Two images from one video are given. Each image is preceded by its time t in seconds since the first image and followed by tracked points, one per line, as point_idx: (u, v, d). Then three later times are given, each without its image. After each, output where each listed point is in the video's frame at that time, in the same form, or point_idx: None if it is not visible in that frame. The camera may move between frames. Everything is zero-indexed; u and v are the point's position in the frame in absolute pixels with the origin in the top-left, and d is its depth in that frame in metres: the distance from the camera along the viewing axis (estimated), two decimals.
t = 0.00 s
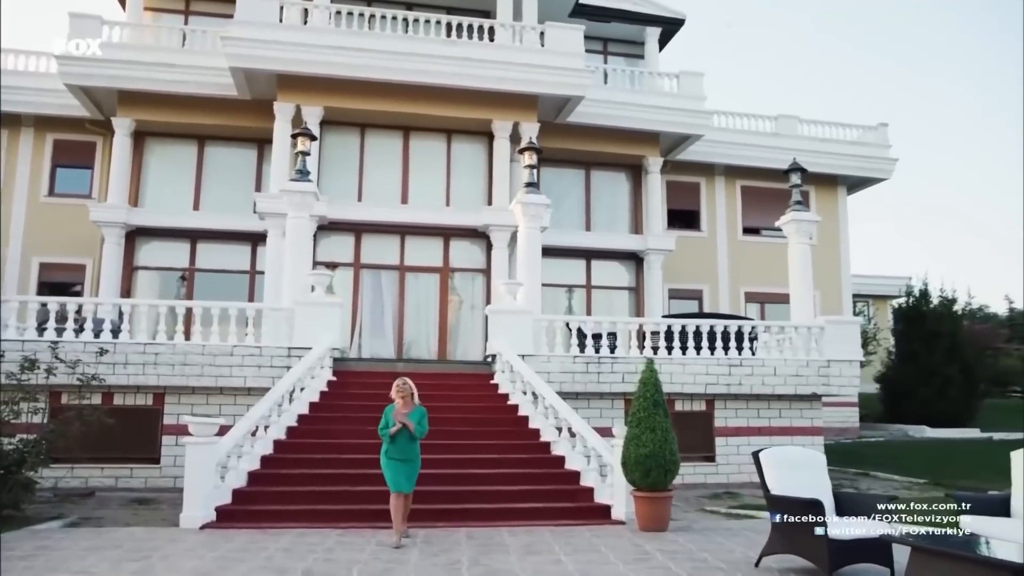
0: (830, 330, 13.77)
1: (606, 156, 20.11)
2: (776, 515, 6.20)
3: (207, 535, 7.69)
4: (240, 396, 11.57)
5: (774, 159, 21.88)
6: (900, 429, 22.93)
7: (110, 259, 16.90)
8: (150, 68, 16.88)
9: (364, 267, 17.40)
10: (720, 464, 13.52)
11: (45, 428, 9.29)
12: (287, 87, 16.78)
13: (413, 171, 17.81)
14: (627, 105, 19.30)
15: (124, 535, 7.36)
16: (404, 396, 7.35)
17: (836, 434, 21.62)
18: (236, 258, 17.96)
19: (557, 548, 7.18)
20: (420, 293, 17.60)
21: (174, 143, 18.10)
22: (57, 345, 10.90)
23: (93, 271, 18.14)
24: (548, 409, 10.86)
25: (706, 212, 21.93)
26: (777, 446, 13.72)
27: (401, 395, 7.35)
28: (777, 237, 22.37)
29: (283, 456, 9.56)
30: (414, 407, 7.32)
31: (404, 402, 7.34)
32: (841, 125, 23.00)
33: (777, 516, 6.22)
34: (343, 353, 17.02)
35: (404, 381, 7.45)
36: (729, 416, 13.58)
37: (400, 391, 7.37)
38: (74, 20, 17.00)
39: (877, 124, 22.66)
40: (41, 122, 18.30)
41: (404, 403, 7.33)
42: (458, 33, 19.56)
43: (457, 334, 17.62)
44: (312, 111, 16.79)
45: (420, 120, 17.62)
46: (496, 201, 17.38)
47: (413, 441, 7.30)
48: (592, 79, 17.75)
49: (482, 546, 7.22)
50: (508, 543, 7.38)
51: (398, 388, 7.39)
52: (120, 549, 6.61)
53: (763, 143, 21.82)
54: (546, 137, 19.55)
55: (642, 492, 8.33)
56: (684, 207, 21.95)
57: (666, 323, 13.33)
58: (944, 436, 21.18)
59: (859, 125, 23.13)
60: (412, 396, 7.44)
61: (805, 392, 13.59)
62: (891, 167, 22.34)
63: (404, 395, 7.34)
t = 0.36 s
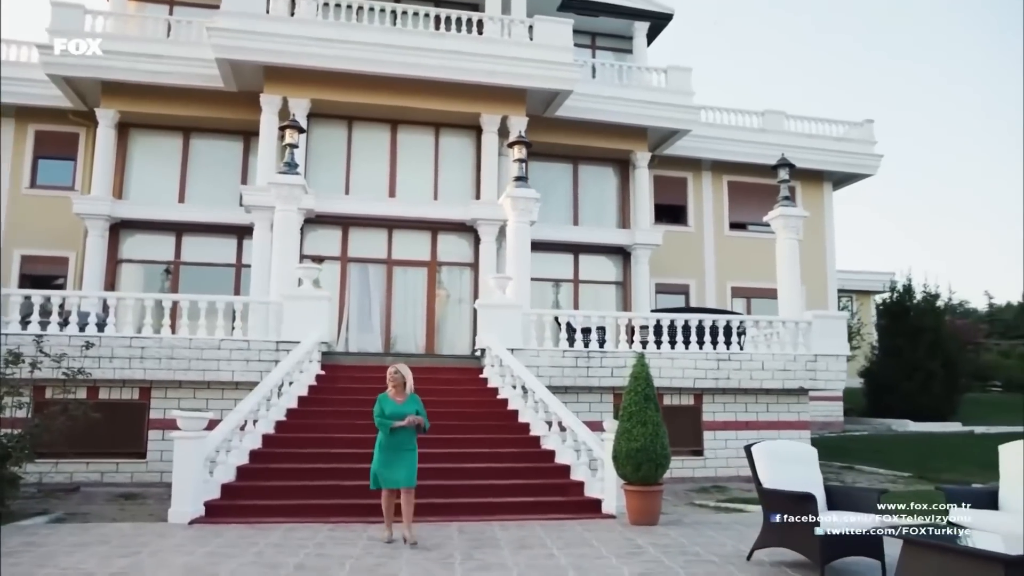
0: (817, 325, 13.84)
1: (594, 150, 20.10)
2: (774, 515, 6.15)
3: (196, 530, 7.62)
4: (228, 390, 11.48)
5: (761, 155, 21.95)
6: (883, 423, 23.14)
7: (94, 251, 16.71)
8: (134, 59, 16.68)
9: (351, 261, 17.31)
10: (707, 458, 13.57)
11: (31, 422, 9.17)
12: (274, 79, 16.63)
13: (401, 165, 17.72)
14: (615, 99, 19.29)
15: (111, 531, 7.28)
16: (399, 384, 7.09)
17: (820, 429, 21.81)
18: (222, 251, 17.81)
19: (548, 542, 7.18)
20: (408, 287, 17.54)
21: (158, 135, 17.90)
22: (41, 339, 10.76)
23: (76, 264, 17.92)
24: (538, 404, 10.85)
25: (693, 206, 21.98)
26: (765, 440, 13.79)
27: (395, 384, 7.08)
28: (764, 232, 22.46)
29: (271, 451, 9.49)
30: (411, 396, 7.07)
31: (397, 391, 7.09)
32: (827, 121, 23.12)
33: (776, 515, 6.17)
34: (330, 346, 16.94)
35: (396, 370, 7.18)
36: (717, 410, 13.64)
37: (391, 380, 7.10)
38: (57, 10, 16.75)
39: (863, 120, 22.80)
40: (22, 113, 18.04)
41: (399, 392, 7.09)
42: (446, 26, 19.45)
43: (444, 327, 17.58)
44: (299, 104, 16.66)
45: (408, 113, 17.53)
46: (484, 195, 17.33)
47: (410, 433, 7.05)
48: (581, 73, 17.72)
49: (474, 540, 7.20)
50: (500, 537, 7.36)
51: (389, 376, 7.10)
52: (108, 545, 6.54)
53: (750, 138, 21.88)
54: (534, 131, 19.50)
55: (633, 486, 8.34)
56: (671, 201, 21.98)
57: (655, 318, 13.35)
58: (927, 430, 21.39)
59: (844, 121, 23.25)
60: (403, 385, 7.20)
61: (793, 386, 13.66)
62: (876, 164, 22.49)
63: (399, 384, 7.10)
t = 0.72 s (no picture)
0: (801, 317, 13.94)
1: (580, 142, 20.08)
2: (775, 515, 6.06)
3: (182, 523, 7.55)
4: (212, 381, 11.39)
5: (746, 148, 22.03)
6: (863, 414, 23.38)
7: (73, 241, 16.47)
8: (115, 46, 16.44)
9: (335, 252, 17.21)
10: (692, 449, 13.64)
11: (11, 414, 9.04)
12: (257, 68, 16.44)
13: (385, 155, 17.61)
14: (601, 91, 19.28)
15: (96, 524, 7.19)
16: (396, 377, 6.88)
17: (801, 420, 22.02)
18: (204, 241, 17.63)
19: (537, 533, 7.17)
20: (392, 278, 17.47)
21: (139, 123, 17.66)
22: (21, 330, 10.61)
23: (55, 254, 17.66)
24: (525, 395, 10.85)
25: (677, 199, 22.04)
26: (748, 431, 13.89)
27: (393, 376, 6.87)
28: (747, 225, 22.57)
29: (257, 442, 9.43)
30: (410, 388, 6.87)
31: (396, 384, 6.89)
32: (810, 115, 23.26)
33: (777, 516, 6.06)
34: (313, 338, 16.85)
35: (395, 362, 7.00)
36: (702, 402, 13.73)
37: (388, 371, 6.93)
38: None
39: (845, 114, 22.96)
40: None
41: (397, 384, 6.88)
42: (432, 15, 19.32)
43: (429, 319, 17.53)
44: (282, 93, 16.49)
45: (393, 103, 17.41)
46: (469, 186, 17.27)
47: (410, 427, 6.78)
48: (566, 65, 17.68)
49: (463, 531, 7.19)
50: (488, 529, 7.35)
51: (388, 370, 6.92)
52: (94, 538, 6.46)
53: (735, 132, 21.96)
54: (519, 123, 19.44)
55: (621, 477, 8.38)
56: (655, 193, 22.03)
57: (641, 310, 13.39)
58: (906, 421, 21.67)
59: (827, 115, 23.40)
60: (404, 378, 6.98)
61: (776, 378, 13.77)
62: (858, 157, 22.65)
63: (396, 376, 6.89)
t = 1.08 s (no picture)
0: (787, 307, 14.01)
1: (567, 131, 20.04)
2: (774, 515, 6.00)
3: (170, 512, 7.49)
4: (198, 369, 11.28)
5: (732, 139, 22.07)
6: (846, 403, 23.62)
7: (54, 229, 16.25)
8: (96, 30, 16.17)
9: (321, 240, 17.09)
10: (679, 438, 13.71)
11: None
12: (241, 54, 16.23)
13: (371, 142, 17.47)
14: (588, 80, 19.23)
15: (83, 514, 7.12)
16: (401, 364, 6.66)
17: (784, 408, 22.21)
18: (188, 229, 17.45)
19: (528, 521, 7.17)
20: (378, 266, 17.39)
21: (120, 109, 17.41)
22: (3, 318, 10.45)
23: (35, 242, 17.41)
24: (513, 384, 10.85)
25: (663, 188, 22.06)
26: (734, 420, 13.99)
27: (396, 364, 6.64)
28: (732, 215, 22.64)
29: (244, 431, 9.38)
30: (414, 376, 6.70)
31: (399, 372, 6.69)
32: (795, 105, 23.34)
33: (777, 516, 6.01)
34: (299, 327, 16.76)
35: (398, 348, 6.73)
36: (688, 390, 13.80)
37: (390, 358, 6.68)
38: None
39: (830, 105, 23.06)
40: None
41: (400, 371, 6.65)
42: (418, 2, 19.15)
43: (415, 307, 17.47)
44: (267, 79, 16.30)
45: (379, 90, 17.26)
46: (455, 175, 17.18)
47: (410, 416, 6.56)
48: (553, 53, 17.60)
49: (453, 520, 7.17)
50: (478, 517, 7.35)
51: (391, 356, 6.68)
52: (81, 528, 6.39)
53: (721, 121, 22.00)
54: (506, 111, 19.35)
55: (610, 466, 8.40)
56: (641, 183, 22.04)
57: (628, 299, 13.41)
58: (887, 410, 21.93)
59: (812, 105, 23.48)
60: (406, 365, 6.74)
61: (762, 367, 13.86)
62: (843, 148, 22.78)
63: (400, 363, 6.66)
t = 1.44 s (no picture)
0: (776, 298, 14.07)
1: (555, 122, 19.99)
2: (775, 515, 5.96)
3: (160, 505, 7.44)
4: (185, 361, 11.19)
5: (720, 131, 22.11)
6: (830, 394, 23.82)
7: (36, 218, 16.02)
8: (79, 17, 15.93)
9: (308, 231, 16.98)
10: (667, 429, 13.77)
11: None
12: (228, 42, 16.05)
13: (359, 132, 17.36)
14: (576, 71, 19.19)
15: (71, 506, 7.05)
16: (407, 355, 6.29)
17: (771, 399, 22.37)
18: (173, 219, 17.28)
19: (520, 513, 7.17)
20: (366, 257, 17.30)
21: (105, 98, 17.19)
22: None
23: (16, 232, 17.16)
24: (504, 375, 10.85)
25: (650, 179, 22.07)
26: (722, 411, 14.07)
27: (402, 355, 6.27)
28: (720, 207, 22.70)
29: (234, 423, 9.32)
30: (420, 366, 6.34)
31: (403, 362, 6.31)
32: (782, 97, 23.42)
33: (778, 517, 5.95)
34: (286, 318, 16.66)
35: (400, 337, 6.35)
36: (677, 381, 13.86)
37: (395, 348, 6.30)
38: None
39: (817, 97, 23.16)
40: None
41: (405, 361, 6.28)
42: None
43: (403, 299, 17.41)
44: (254, 68, 16.14)
45: (367, 80, 17.12)
46: (444, 165, 17.11)
47: (419, 407, 6.21)
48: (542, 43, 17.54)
49: (446, 511, 7.15)
50: (471, 508, 7.33)
51: (396, 345, 6.29)
52: (70, 521, 6.32)
53: (710, 113, 22.03)
54: (495, 102, 19.27)
55: (602, 457, 8.43)
56: (629, 174, 22.05)
57: (618, 290, 13.42)
58: (871, 401, 22.15)
59: (799, 98, 23.57)
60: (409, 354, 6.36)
61: (751, 358, 13.94)
62: (830, 140, 22.87)
63: (405, 353, 6.29)
